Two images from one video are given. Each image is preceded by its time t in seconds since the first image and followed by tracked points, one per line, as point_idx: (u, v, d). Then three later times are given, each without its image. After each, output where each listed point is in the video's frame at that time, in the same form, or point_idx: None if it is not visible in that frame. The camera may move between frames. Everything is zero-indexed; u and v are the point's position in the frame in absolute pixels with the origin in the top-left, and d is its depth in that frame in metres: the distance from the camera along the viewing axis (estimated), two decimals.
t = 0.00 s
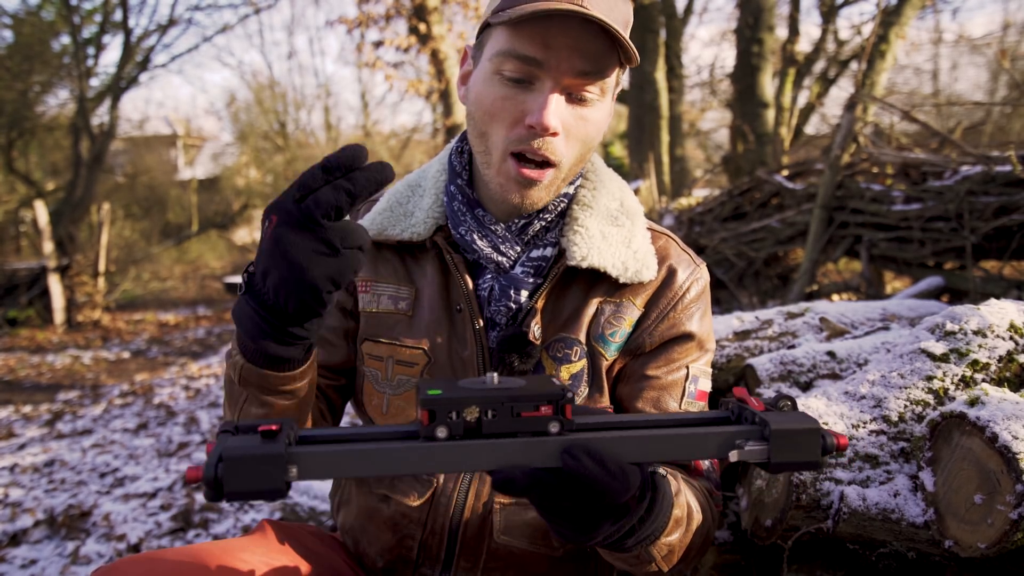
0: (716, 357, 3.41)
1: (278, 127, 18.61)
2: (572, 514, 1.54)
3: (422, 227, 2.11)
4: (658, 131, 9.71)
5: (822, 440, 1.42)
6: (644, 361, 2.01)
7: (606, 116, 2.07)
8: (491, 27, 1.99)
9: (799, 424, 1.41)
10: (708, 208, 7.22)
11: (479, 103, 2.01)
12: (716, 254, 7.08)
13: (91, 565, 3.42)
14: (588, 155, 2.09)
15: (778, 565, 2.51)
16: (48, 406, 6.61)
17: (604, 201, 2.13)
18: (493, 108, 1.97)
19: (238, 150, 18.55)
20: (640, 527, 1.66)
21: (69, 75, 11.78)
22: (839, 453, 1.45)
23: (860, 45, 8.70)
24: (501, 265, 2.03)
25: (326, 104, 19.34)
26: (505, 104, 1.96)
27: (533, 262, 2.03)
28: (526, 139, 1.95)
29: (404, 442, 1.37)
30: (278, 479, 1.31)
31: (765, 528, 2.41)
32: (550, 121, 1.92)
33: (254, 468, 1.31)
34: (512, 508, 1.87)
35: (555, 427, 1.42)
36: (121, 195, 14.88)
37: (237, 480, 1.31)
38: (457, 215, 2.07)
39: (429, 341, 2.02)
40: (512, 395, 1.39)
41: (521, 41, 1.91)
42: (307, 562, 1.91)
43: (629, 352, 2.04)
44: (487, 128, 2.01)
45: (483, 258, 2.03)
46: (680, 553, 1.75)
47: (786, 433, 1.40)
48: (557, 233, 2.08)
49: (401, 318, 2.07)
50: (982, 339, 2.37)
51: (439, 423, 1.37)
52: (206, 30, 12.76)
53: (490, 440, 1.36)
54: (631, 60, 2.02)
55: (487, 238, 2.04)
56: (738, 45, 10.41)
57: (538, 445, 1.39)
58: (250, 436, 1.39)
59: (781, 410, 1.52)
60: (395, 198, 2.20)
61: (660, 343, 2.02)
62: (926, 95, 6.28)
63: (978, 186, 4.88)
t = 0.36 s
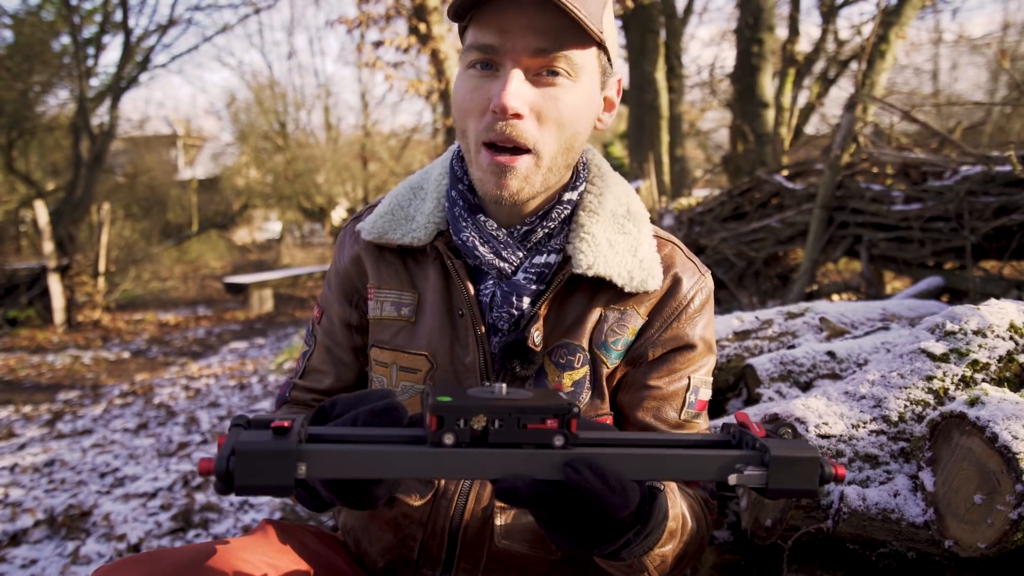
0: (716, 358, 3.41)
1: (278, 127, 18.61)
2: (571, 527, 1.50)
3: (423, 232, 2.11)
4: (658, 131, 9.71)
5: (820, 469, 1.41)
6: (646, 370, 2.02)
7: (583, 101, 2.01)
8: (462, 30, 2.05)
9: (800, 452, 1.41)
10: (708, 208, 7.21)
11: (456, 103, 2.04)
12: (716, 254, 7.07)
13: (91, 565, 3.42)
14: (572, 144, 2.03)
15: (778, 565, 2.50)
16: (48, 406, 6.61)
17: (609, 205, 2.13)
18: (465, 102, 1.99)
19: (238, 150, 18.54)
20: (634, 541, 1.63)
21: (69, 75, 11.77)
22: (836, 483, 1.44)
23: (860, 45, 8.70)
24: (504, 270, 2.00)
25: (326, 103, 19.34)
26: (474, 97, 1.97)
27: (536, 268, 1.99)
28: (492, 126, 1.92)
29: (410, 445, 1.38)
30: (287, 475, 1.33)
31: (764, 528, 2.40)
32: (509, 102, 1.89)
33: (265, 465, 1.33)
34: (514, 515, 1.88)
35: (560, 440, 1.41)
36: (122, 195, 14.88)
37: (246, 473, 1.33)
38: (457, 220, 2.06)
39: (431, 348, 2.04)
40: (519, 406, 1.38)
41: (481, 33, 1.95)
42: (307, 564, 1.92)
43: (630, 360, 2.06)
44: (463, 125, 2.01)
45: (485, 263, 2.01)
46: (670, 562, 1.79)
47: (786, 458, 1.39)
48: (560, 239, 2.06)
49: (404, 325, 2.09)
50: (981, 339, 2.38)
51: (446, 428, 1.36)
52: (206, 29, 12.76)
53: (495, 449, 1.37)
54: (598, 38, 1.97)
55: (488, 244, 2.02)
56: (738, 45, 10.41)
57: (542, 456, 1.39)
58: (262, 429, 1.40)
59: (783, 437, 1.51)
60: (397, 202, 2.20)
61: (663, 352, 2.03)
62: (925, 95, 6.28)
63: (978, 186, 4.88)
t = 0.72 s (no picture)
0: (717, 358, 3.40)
1: (277, 127, 18.59)
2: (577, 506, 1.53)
3: (420, 234, 2.08)
4: (659, 131, 9.69)
5: (827, 452, 1.40)
6: (646, 372, 2.02)
7: (571, 108, 1.98)
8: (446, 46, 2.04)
9: (805, 434, 1.40)
10: (708, 208, 7.20)
11: (445, 119, 2.03)
12: (716, 254, 7.06)
13: (90, 565, 3.41)
14: (564, 155, 2.01)
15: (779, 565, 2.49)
16: (48, 407, 6.60)
17: (609, 206, 2.11)
18: (453, 119, 1.99)
19: (238, 150, 18.51)
20: (640, 528, 1.57)
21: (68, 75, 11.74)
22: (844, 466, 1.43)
23: (861, 45, 8.69)
24: (502, 273, 2.01)
25: (326, 103, 19.33)
26: (461, 114, 1.97)
27: (535, 270, 2.00)
28: (481, 145, 1.92)
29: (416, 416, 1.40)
30: (292, 442, 1.34)
31: (765, 529, 2.39)
32: (494, 121, 1.88)
33: (270, 429, 1.34)
34: (513, 516, 1.87)
35: (564, 415, 1.44)
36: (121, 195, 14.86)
37: (250, 439, 1.34)
38: (455, 223, 2.04)
39: (429, 351, 2.03)
40: (523, 380, 1.41)
41: (461, 51, 1.95)
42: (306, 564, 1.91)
43: (630, 361, 2.04)
44: (455, 141, 2.02)
45: (483, 266, 2.01)
46: (675, 558, 1.77)
47: (791, 439, 1.38)
48: (560, 241, 2.05)
49: (402, 326, 2.08)
50: (983, 339, 2.37)
51: (451, 401, 1.40)
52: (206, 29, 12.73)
53: (499, 423, 1.39)
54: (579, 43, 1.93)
55: (486, 246, 2.01)
56: (739, 45, 10.40)
57: (546, 432, 1.41)
58: (267, 398, 1.42)
59: (789, 421, 1.50)
60: (395, 202, 2.18)
61: (664, 353, 2.01)
62: (926, 96, 6.27)
63: (979, 186, 4.87)
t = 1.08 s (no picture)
0: (716, 358, 3.40)
1: (278, 127, 18.62)
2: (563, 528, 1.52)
3: (419, 235, 2.10)
4: (659, 131, 9.70)
5: (813, 471, 1.41)
6: (642, 373, 2.03)
7: (581, 107, 2.00)
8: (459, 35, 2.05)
9: (792, 456, 1.41)
10: (708, 208, 7.21)
11: (451, 109, 2.03)
12: (716, 254, 7.06)
13: (91, 565, 3.42)
14: (568, 152, 2.02)
15: (778, 564, 2.51)
16: (48, 406, 6.61)
17: (607, 206, 2.12)
18: (463, 108, 1.98)
19: (238, 150, 18.53)
20: (630, 541, 1.63)
21: (68, 75, 11.75)
22: (833, 485, 1.45)
23: (860, 45, 8.70)
24: (501, 274, 2.01)
25: (326, 103, 19.35)
26: (470, 103, 1.96)
27: (533, 271, 2.00)
28: (489, 135, 1.92)
29: (404, 449, 1.39)
30: (284, 480, 1.34)
31: (764, 528, 2.40)
32: (507, 112, 1.89)
33: (261, 469, 1.33)
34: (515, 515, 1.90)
35: (553, 444, 1.42)
36: (122, 196, 14.87)
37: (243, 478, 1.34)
38: (455, 223, 2.06)
39: (428, 352, 2.04)
40: (511, 411, 1.39)
41: (476, 39, 1.95)
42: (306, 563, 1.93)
43: (626, 362, 2.06)
44: (460, 131, 2.01)
45: (482, 267, 2.02)
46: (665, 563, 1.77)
47: (779, 462, 1.39)
48: (558, 242, 2.05)
49: (402, 328, 2.09)
50: (982, 339, 2.37)
51: (440, 433, 1.37)
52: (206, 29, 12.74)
53: (488, 454, 1.37)
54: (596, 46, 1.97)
55: (485, 247, 2.02)
56: (738, 45, 10.41)
57: (536, 461, 1.39)
58: (258, 435, 1.41)
59: (779, 440, 1.50)
60: (394, 203, 2.20)
61: (660, 354, 2.03)
62: (925, 96, 6.28)
63: (978, 186, 4.87)
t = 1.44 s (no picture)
0: (716, 357, 3.40)
1: (278, 127, 18.64)
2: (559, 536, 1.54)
3: (422, 234, 2.10)
4: (659, 131, 9.70)
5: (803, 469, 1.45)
6: (641, 374, 2.04)
7: (599, 103, 2.03)
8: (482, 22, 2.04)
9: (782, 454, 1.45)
10: (708, 208, 7.21)
11: (470, 95, 2.01)
12: (716, 254, 7.06)
13: (91, 565, 3.42)
14: (583, 147, 2.04)
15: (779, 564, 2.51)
16: (48, 406, 6.61)
17: (608, 205, 2.12)
18: (483, 95, 1.96)
19: (238, 150, 18.53)
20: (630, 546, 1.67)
21: (69, 75, 11.76)
22: (820, 481, 1.49)
23: (860, 45, 8.70)
24: (503, 272, 2.01)
25: (326, 103, 19.36)
26: (493, 89, 1.95)
27: (536, 270, 2.00)
28: (513, 121, 1.92)
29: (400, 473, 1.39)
30: (283, 511, 1.34)
31: (764, 528, 2.40)
32: (535, 99, 1.89)
33: (261, 503, 1.33)
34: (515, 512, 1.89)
35: (547, 458, 1.44)
36: (122, 195, 14.87)
37: (242, 512, 1.33)
38: (458, 221, 2.06)
39: (429, 351, 2.04)
40: (504, 429, 1.40)
41: (504, 25, 1.95)
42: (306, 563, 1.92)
43: (625, 362, 2.07)
44: (477, 119, 1.99)
45: (485, 265, 2.01)
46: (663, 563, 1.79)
47: (769, 461, 1.43)
48: (559, 240, 2.06)
49: (404, 327, 2.09)
50: (981, 338, 2.38)
51: (435, 455, 1.38)
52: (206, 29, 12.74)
53: (482, 473, 1.38)
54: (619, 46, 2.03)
55: (488, 245, 2.02)
56: (738, 45, 10.42)
57: (530, 476, 1.41)
58: (255, 467, 1.40)
59: (766, 440, 1.54)
60: (397, 202, 2.20)
61: (659, 355, 2.04)
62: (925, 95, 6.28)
63: (978, 186, 4.87)
